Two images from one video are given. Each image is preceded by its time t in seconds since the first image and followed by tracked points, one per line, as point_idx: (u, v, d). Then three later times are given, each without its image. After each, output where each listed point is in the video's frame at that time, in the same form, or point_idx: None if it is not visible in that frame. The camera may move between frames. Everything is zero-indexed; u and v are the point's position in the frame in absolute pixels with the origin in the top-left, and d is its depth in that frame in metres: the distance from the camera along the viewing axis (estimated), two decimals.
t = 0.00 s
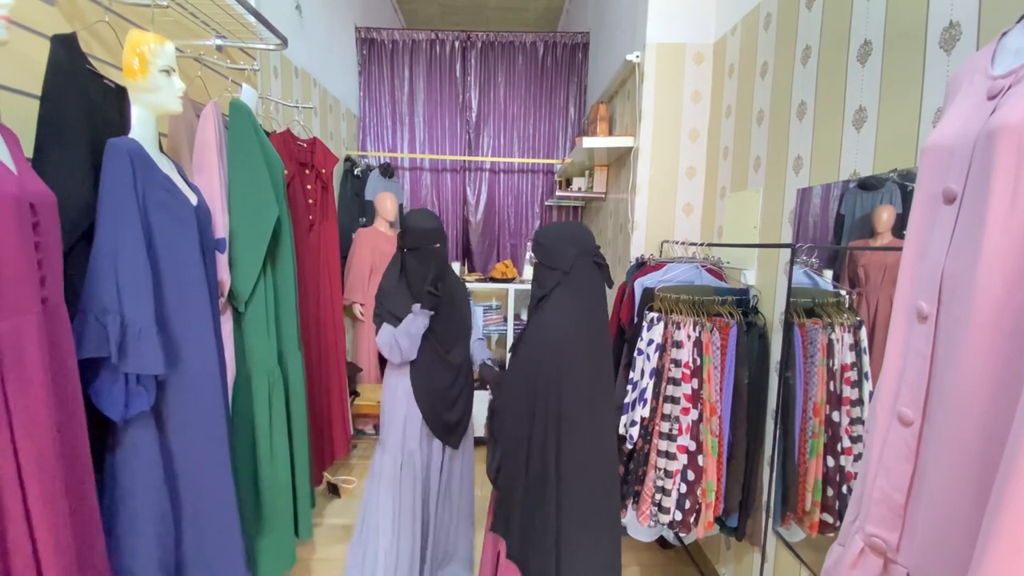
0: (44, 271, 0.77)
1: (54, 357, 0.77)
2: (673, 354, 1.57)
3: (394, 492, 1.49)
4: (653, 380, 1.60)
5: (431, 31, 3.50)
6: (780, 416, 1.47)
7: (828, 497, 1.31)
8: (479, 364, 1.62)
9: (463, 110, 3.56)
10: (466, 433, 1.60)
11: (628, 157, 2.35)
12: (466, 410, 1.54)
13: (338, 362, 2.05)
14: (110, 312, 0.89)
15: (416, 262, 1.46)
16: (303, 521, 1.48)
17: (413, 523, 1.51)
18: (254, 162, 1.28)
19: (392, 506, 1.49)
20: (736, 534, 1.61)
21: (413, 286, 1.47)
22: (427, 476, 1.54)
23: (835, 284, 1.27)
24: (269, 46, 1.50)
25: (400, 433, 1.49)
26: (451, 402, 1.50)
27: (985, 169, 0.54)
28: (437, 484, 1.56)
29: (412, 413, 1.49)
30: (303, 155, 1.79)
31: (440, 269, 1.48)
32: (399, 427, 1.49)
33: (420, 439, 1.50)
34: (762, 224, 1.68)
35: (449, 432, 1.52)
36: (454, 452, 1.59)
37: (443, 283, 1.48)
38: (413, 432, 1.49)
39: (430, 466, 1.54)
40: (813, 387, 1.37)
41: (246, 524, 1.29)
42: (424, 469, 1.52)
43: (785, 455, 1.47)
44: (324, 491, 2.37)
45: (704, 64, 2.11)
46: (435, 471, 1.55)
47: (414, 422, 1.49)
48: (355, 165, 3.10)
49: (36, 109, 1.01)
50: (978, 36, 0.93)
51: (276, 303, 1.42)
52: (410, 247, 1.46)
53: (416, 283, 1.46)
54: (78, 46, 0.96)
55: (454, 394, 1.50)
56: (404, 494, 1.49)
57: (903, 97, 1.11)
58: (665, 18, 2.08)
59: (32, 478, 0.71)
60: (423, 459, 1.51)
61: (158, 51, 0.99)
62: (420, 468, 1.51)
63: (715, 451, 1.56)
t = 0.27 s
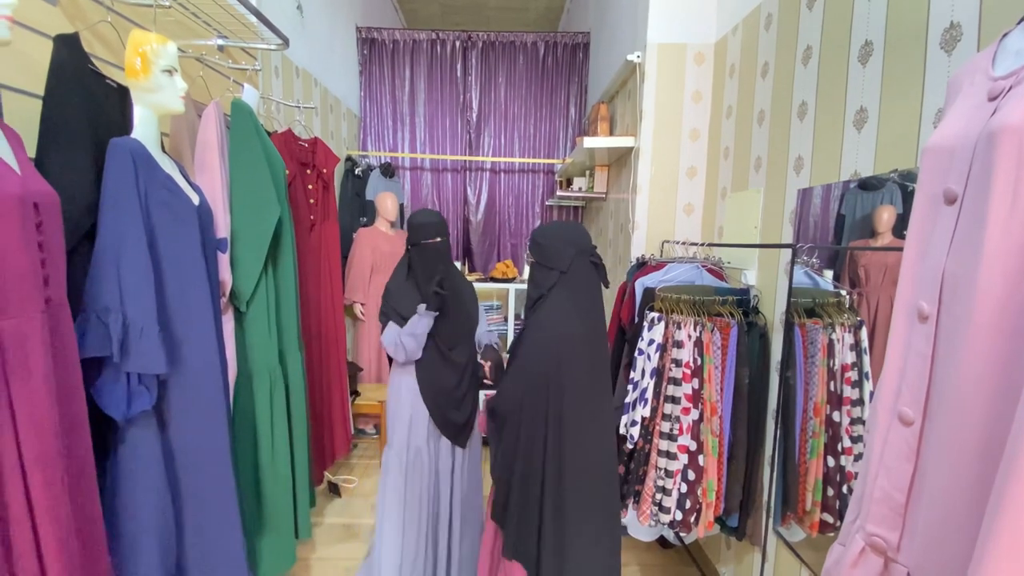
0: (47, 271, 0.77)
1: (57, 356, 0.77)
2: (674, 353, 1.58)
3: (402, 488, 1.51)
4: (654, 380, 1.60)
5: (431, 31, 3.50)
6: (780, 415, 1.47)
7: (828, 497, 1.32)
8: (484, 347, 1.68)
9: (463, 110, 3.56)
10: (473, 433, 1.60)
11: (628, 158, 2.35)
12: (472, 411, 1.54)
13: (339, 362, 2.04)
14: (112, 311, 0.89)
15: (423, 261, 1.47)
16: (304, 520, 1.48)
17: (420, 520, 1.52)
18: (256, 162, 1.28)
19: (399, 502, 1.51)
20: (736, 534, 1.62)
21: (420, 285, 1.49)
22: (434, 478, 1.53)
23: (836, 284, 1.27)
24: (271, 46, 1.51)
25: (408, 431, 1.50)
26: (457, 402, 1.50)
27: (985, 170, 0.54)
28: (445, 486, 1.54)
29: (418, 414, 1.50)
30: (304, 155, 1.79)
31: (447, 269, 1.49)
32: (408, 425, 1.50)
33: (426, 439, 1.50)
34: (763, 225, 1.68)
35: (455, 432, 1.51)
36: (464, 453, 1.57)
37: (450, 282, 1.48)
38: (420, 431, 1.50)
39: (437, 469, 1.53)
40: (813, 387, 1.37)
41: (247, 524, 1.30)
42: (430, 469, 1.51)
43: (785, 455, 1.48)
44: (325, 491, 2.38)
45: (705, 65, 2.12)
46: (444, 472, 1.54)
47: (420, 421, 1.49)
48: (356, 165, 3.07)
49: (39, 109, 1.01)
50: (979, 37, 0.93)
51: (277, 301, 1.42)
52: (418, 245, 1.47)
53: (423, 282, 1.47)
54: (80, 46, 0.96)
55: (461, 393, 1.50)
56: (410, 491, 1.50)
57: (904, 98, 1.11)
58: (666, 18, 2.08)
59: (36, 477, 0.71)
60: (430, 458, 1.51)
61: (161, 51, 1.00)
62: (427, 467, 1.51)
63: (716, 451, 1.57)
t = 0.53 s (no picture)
0: (49, 270, 0.77)
1: (58, 355, 0.77)
2: (674, 353, 1.58)
3: (400, 487, 1.51)
4: (654, 380, 1.60)
5: (432, 31, 3.50)
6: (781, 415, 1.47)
7: (829, 497, 1.32)
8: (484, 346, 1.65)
9: (464, 109, 3.56)
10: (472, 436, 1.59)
11: (628, 157, 2.35)
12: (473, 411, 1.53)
13: (340, 363, 2.04)
14: (113, 311, 0.89)
15: (425, 261, 1.49)
16: (303, 520, 1.49)
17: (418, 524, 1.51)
18: (256, 162, 1.28)
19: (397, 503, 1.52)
20: (737, 533, 1.61)
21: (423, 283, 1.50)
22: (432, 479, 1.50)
23: (836, 284, 1.27)
24: (271, 46, 1.51)
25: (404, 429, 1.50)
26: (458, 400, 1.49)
27: (985, 169, 0.54)
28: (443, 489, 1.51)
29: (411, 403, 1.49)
30: (304, 154, 1.79)
31: (449, 268, 1.50)
32: (406, 424, 1.50)
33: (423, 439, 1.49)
34: (763, 224, 1.68)
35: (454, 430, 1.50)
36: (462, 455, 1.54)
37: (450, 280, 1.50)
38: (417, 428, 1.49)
39: (435, 469, 1.51)
40: (814, 386, 1.37)
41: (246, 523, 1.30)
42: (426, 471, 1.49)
43: (786, 455, 1.48)
44: (325, 490, 2.37)
45: (705, 64, 2.12)
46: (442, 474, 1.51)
47: (417, 420, 1.49)
48: (356, 165, 3.06)
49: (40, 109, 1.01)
50: (979, 36, 0.93)
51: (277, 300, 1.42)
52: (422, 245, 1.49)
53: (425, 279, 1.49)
54: (81, 45, 0.97)
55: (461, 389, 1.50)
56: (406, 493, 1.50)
57: (904, 98, 1.11)
58: (666, 18, 2.08)
59: (36, 476, 0.71)
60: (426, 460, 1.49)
61: (162, 51, 1.00)
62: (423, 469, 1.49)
63: (716, 451, 1.57)
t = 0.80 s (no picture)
0: (50, 270, 0.77)
1: (60, 355, 0.78)
2: (674, 353, 1.58)
3: (394, 486, 1.51)
4: (654, 380, 1.60)
5: (432, 31, 3.50)
6: (781, 416, 1.47)
7: (829, 497, 1.32)
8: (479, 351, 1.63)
9: (464, 110, 3.56)
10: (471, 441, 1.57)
11: (629, 158, 2.35)
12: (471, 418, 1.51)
13: (341, 362, 2.04)
14: (114, 311, 0.89)
15: (428, 263, 1.49)
16: (304, 519, 1.49)
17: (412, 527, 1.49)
18: (256, 162, 1.28)
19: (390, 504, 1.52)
20: (737, 533, 1.61)
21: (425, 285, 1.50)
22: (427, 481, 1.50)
23: (836, 285, 1.27)
24: (272, 46, 1.51)
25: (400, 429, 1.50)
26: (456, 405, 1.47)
27: (985, 169, 0.54)
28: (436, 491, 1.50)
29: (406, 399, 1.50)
30: (305, 155, 1.80)
31: (451, 270, 1.50)
32: (402, 424, 1.50)
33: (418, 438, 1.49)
34: (763, 225, 1.68)
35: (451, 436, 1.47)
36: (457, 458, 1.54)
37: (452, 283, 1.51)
38: (413, 428, 1.49)
39: (431, 471, 1.51)
40: (814, 387, 1.37)
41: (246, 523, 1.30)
42: (420, 473, 1.48)
43: (786, 455, 1.48)
44: (325, 491, 2.37)
45: (705, 65, 2.12)
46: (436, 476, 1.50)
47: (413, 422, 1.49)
48: (356, 166, 3.07)
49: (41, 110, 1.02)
50: (979, 36, 0.93)
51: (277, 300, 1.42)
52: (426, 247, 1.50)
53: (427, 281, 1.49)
54: (82, 46, 0.97)
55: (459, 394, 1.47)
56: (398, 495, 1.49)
57: (904, 98, 1.11)
58: (666, 18, 2.08)
59: (38, 476, 0.71)
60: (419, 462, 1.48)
61: (163, 51, 1.00)
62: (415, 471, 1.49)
63: (716, 451, 1.57)
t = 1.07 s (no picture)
0: (53, 270, 0.77)
1: (63, 355, 0.78)
2: (675, 354, 1.58)
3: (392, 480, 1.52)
4: (654, 380, 1.61)
5: (432, 32, 3.51)
6: (781, 416, 1.48)
7: (829, 497, 1.32)
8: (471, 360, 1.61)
9: (465, 110, 3.57)
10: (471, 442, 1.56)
11: (629, 158, 2.36)
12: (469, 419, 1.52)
13: (341, 363, 2.04)
14: (116, 311, 0.90)
15: (426, 262, 1.53)
16: (306, 519, 1.50)
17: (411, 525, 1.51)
18: (257, 163, 1.29)
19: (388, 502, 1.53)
20: (737, 534, 1.61)
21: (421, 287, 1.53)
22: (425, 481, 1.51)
23: (836, 285, 1.27)
24: (273, 47, 1.51)
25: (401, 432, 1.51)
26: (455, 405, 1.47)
27: (984, 170, 0.54)
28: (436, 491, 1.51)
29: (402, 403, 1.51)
30: (306, 155, 1.80)
31: (450, 269, 1.55)
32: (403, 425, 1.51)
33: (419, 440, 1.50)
34: (763, 225, 1.69)
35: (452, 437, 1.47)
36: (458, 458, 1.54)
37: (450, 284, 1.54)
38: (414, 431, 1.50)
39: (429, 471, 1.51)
40: (814, 387, 1.37)
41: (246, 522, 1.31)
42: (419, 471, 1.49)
43: (787, 456, 1.48)
44: (325, 491, 2.38)
45: (705, 65, 2.12)
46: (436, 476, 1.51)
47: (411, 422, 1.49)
48: (357, 166, 3.08)
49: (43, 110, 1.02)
50: (979, 37, 0.93)
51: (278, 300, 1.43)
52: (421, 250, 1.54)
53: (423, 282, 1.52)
54: (84, 47, 0.97)
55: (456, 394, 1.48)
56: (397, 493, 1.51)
57: (905, 99, 1.11)
58: (666, 18, 2.09)
59: (41, 475, 0.71)
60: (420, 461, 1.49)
61: (164, 52, 1.00)
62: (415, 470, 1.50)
63: (717, 451, 1.57)
